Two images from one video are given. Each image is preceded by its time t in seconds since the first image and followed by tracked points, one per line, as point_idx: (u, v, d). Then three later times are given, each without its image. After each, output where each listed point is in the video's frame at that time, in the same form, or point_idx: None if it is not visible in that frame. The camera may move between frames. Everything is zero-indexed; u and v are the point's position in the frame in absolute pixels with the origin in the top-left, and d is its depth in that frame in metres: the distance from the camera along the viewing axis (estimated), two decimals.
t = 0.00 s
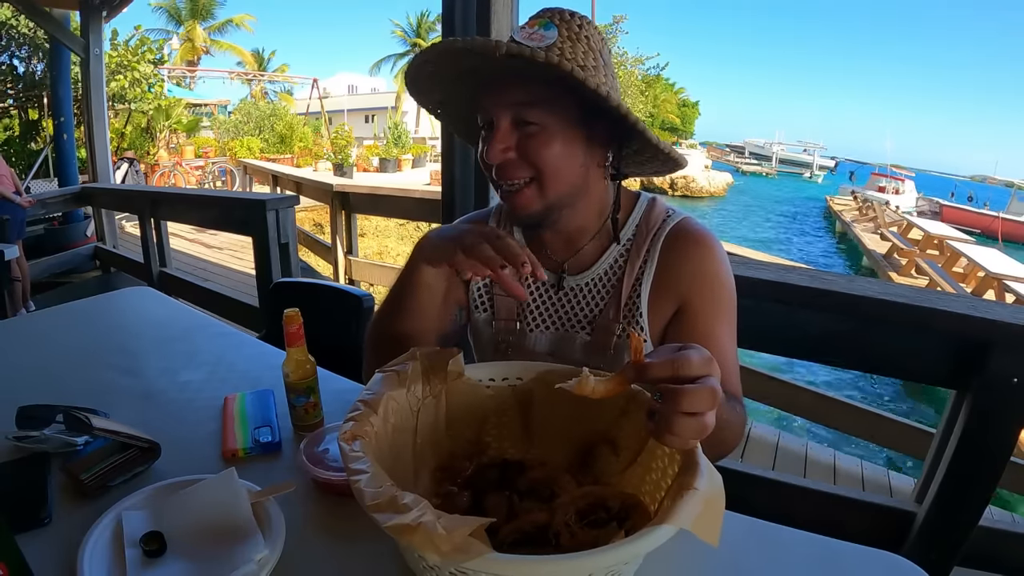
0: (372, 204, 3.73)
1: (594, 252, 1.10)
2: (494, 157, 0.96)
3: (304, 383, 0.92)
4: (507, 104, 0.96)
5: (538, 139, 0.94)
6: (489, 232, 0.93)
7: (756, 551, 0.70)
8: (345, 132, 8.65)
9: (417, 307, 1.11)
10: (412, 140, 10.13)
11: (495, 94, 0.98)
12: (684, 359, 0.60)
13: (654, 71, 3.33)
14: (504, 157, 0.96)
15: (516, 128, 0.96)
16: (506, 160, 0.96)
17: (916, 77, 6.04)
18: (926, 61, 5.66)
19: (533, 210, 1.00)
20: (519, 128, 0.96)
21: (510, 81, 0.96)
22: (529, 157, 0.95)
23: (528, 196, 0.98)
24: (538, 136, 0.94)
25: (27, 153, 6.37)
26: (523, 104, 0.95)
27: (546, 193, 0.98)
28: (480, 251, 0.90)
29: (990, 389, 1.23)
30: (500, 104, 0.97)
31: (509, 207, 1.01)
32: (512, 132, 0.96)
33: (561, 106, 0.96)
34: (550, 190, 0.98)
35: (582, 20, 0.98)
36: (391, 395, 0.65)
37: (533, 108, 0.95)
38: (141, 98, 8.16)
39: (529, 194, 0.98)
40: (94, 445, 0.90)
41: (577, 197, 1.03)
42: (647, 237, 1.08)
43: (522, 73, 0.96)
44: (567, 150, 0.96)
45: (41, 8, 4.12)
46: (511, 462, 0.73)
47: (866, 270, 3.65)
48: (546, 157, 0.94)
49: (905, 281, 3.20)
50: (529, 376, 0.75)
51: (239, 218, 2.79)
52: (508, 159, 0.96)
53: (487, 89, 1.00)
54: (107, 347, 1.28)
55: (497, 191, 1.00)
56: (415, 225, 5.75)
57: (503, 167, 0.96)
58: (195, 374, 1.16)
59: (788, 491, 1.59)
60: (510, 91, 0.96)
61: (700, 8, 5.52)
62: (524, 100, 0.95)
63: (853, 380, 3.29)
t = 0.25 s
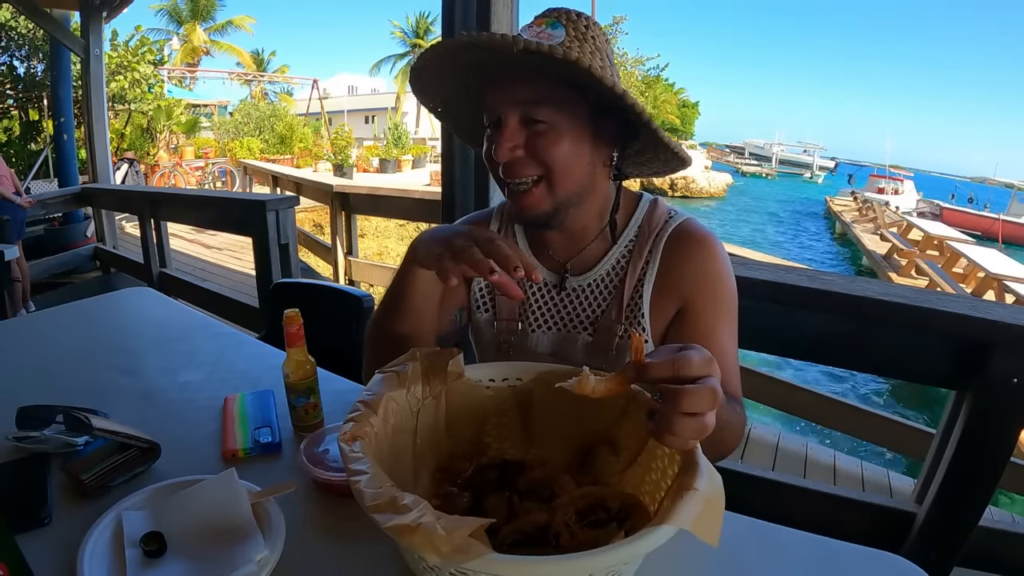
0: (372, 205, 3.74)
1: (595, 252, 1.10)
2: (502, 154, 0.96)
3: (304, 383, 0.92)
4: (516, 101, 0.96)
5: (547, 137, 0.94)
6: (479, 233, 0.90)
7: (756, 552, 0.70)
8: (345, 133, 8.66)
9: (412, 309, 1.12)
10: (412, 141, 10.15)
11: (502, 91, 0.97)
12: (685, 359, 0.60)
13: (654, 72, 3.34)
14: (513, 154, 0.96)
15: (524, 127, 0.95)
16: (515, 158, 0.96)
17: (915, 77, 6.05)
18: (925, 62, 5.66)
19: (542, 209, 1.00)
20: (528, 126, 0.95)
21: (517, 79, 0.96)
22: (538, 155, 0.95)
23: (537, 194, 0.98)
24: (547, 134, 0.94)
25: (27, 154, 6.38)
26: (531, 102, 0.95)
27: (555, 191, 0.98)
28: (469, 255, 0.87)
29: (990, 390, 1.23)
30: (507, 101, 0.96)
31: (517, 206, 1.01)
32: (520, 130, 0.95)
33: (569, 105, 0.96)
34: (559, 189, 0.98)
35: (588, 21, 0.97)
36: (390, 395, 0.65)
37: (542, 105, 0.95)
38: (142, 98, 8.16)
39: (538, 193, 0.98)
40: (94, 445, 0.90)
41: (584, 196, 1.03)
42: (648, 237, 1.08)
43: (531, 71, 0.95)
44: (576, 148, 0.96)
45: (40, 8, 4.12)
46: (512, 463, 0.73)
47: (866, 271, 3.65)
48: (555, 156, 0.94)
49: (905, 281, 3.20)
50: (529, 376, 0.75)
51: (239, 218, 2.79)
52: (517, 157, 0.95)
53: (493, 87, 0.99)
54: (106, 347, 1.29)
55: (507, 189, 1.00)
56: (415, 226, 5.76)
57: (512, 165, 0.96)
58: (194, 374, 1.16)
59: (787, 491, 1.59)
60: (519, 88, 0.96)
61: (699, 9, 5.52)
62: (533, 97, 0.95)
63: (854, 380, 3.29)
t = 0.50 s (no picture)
0: (372, 206, 3.74)
1: (597, 252, 1.11)
2: (532, 152, 0.97)
3: (304, 383, 0.92)
4: (545, 98, 0.98)
5: (578, 134, 0.97)
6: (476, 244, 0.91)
7: (755, 553, 0.70)
8: (345, 133, 8.66)
9: (410, 310, 1.12)
10: (412, 141, 10.16)
11: (530, 88, 0.98)
12: (684, 359, 0.60)
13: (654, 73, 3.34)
14: (546, 152, 0.97)
15: (554, 123, 0.98)
16: (545, 157, 0.97)
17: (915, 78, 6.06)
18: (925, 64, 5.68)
19: (567, 207, 1.02)
20: (559, 123, 0.98)
21: (547, 75, 0.98)
22: (568, 153, 0.98)
23: (563, 193, 1.00)
24: (577, 132, 0.98)
25: (27, 155, 6.38)
26: (563, 99, 0.97)
27: (581, 189, 1.01)
28: (467, 271, 0.88)
29: (990, 390, 1.23)
30: (536, 97, 0.98)
31: (539, 206, 1.02)
32: (551, 126, 0.98)
33: (596, 102, 1.00)
34: (588, 184, 1.01)
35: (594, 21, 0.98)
36: (390, 396, 0.65)
37: (572, 101, 0.98)
38: (142, 99, 8.17)
39: (564, 191, 1.00)
40: (94, 445, 0.90)
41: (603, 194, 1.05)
42: (649, 238, 1.08)
43: (562, 66, 0.98)
44: (602, 146, 1.00)
45: (41, 9, 4.12)
46: (511, 463, 0.73)
47: (866, 271, 3.65)
48: (584, 154, 0.98)
49: (904, 282, 3.19)
50: (528, 377, 0.75)
51: (239, 219, 2.79)
52: (548, 156, 0.97)
53: (517, 83, 1.01)
54: (106, 347, 1.29)
55: (529, 188, 1.01)
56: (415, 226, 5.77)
57: (542, 164, 0.98)
58: (195, 374, 1.16)
59: (787, 492, 1.59)
60: (551, 85, 0.98)
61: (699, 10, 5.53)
62: (565, 94, 0.98)
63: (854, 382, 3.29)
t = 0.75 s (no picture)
0: (372, 206, 3.74)
1: (600, 253, 1.11)
2: (549, 147, 0.99)
3: (304, 383, 0.92)
4: (560, 95, 1.01)
5: (593, 131, 1.01)
6: (471, 254, 0.89)
7: (755, 553, 0.70)
8: (344, 134, 8.66)
9: (404, 314, 1.13)
10: (412, 141, 10.16)
11: (546, 85, 1.02)
12: (683, 358, 0.60)
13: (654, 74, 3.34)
14: (562, 151, 0.99)
15: (569, 119, 1.01)
16: (561, 153, 0.99)
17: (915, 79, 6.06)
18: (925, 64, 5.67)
19: (578, 206, 1.03)
20: (573, 120, 1.01)
21: (563, 73, 1.02)
22: (583, 152, 1.00)
23: (575, 192, 1.02)
24: (592, 129, 1.01)
25: (27, 154, 6.37)
26: (577, 96, 1.01)
27: (593, 187, 1.03)
28: (459, 284, 0.87)
29: (989, 391, 1.23)
30: (551, 94, 1.02)
31: (551, 205, 1.03)
32: (565, 122, 1.01)
33: (608, 103, 1.04)
34: (599, 182, 1.03)
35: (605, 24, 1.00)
36: (389, 396, 0.65)
37: (586, 98, 1.02)
38: (142, 99, 8.17)
39: (577, 189, 1.02)
40: (94, 445, 0.90)
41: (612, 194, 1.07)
42: (651, 238, 1.08)
43: (577, 61, 1.03)
44: (612, 146, 1.03)
45: (41, 8, 4.11)
46: (511, 464, 0.73)
47: (865, 272, 3.64)
48: (599, 152, 1.01)
49: (904, 282, 3.16)
50: (527, 377, 0.75)
51: (239, 218, 2.79)
52: (564, 153, 0.99)
53: (531, 81, 1.04)
54: (105, 347, 1.28)
55: (542, 186, 1.02)
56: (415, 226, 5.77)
57: (558, 160, 0.99)
58: (194, 374, 1.16)
59: (787, 492, 1.59)
60: (567, 82, 1.02)
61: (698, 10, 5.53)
62: (578, 92, 1.02)
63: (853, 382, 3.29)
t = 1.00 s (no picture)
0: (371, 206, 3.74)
1: (601, 254, 1.11)
2: (554, 146, 0.99)
3: (303, 383, 0.92)
4: (566, 94, 1.01)
5: (597, 130, 1.01)
6: (458, 255, 0.89)
7: (755, 553, 0.70)
8: (344, 134, 8.67)
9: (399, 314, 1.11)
10: (411, 141, 10.16)
11: (552, 83, 1.02)
12: (683, 358, 0.60)
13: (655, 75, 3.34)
14: (567, 150, 0.99)
15: (574, 118, 1.01)
16: (566, 152, 0.99)
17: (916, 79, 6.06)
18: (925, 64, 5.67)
19: (582, 206, 1.03)
20: (579, 119, 1.01)
21: (569, 72, 1.02)
22: (588, 151, 1.00)
23: (578, 191, 1.02)
24: (597, 129, 1.01)
25: (26, 154, 6.37)
26: (582, 95, 1.01)
27: (597, 187, 1.03)
28: (445, 285, 0.86)
29: (988, 391, 1.24)
30: (557, 93, 1.01)
31: (555, 204, 1.03)
32: (571, 121, 1.00)
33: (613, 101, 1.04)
34: (602, 182, 1.03)
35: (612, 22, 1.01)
36: (388, 396, 0.65)
37: (591, 97, 1.02)
38: (141, 99, 8.17)
39: (581, 189, 1.02)
40: (93, 445, 0.90)
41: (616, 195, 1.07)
42: (651, 239, 1.08)
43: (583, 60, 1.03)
44: (617, 145, 1.03)
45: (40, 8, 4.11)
46: (510, 464, 0.73)
47: (864, 272, 3.63)
48: (603, 152, 1.01)
49: (903, 282, 3.13)
50: (527, 377, 0.75)
51: (239, 218, 2.79)
52: (570, 152, 0.99)
53: (537, 78, 1.04)
54: (104, 347, 1.28)
55: (546, 186, 1.02)
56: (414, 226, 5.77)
57: (563, 159, 0.99)
58: (194, 374, 1.16)
59: (786, 493, 1.59)
60: (573, 80, 1.02)
61: (698, 11, 5.54)
62: (584, 91, 1.01)
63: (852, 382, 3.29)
